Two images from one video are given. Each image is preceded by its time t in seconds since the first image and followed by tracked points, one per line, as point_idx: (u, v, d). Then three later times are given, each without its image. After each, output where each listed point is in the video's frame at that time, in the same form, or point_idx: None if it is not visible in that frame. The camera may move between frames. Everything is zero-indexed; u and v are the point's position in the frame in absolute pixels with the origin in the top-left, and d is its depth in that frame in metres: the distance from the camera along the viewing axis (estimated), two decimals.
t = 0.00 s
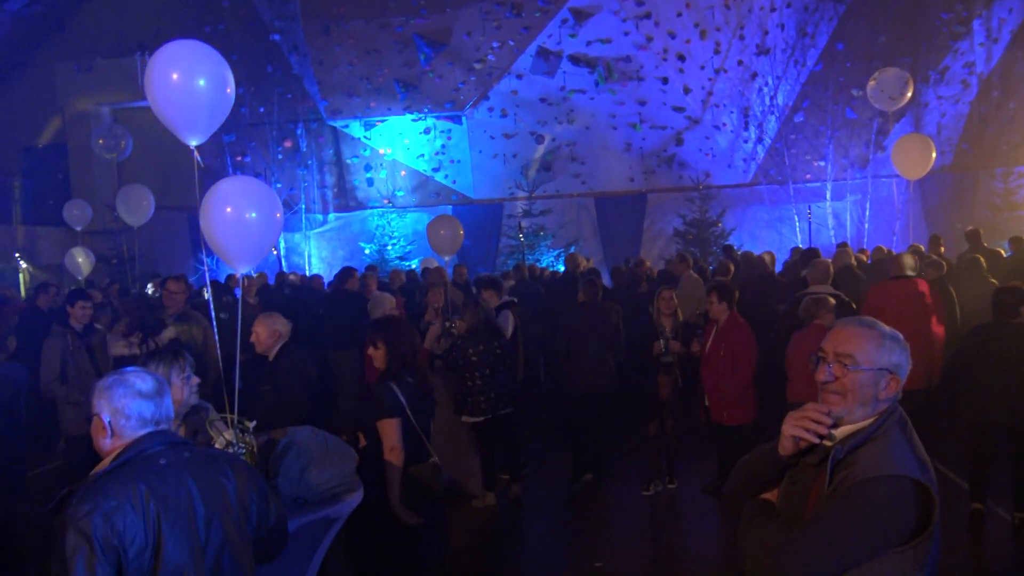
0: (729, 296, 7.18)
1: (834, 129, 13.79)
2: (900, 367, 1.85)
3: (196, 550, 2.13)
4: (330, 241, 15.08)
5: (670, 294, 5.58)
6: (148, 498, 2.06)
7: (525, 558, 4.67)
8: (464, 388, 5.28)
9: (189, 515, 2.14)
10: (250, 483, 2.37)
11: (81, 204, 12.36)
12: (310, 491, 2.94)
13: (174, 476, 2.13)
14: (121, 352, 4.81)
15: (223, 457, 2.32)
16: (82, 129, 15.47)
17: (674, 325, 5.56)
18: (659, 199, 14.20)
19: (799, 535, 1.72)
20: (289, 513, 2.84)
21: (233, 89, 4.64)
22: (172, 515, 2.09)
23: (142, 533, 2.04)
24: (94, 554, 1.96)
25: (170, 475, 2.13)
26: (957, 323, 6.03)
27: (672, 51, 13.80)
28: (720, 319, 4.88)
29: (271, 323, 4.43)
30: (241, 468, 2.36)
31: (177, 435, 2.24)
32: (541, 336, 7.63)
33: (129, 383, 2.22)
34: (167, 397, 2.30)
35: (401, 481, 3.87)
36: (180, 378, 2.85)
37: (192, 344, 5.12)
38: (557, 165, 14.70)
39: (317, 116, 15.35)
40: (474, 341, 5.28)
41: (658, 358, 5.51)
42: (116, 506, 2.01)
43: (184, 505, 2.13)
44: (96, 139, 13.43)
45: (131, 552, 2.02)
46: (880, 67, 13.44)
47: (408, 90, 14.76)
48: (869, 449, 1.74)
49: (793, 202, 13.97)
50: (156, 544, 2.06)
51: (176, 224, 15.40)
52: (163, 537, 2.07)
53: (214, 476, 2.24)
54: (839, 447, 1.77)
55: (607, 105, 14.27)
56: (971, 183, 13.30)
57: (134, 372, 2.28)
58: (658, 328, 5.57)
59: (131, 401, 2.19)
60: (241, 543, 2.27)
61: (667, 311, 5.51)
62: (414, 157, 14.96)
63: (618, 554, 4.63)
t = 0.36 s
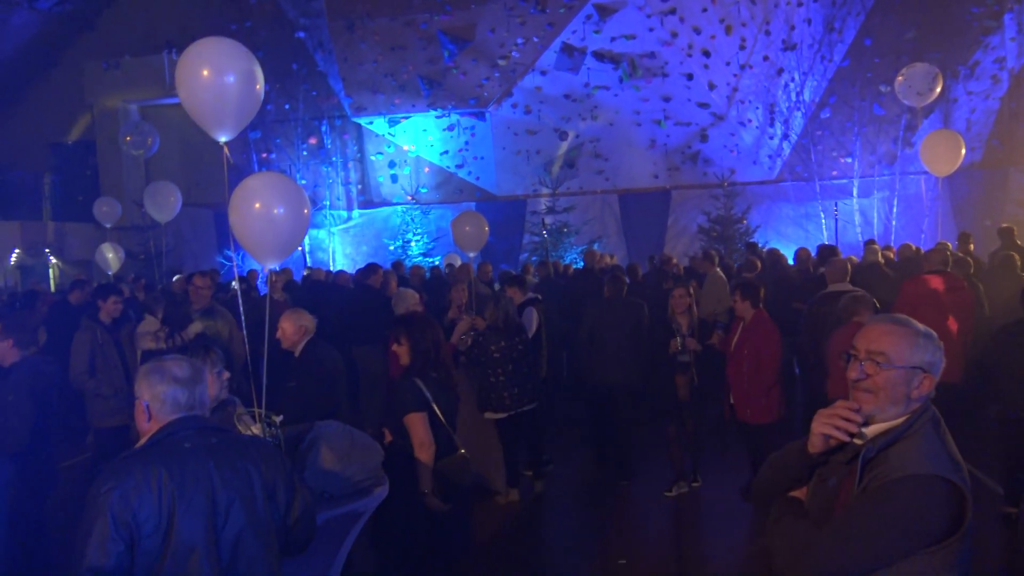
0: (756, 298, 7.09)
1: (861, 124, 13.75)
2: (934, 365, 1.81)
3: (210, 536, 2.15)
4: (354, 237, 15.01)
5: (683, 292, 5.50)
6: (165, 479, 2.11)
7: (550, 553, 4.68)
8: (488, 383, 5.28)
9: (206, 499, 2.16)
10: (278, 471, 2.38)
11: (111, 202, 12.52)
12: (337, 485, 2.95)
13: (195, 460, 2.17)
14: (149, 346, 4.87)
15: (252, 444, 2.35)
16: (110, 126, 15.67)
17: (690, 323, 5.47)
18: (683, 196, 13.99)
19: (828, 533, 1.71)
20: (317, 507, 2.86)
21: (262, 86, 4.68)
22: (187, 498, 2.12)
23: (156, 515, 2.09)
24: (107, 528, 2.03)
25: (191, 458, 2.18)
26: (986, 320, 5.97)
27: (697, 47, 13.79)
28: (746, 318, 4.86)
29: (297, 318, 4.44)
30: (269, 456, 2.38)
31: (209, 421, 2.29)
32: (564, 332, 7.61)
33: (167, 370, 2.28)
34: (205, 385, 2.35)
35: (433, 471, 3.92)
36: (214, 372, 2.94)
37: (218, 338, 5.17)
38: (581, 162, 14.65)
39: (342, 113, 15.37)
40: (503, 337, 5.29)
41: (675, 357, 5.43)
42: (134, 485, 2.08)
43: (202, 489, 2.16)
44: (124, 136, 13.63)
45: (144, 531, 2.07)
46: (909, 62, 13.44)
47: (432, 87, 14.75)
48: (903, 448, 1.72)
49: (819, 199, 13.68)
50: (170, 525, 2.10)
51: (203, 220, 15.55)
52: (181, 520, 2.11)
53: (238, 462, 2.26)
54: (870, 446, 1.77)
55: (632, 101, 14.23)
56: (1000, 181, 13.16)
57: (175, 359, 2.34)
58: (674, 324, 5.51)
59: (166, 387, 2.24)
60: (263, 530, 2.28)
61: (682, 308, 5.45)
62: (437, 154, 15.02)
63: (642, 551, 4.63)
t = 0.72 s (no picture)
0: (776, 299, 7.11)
1: (889, 123, 13.54)
2: (965, 368, 1.79)
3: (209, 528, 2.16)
4: (378, 234, 14.99)
5: (701, 292, 5.41)
6: (166, 467, 2.14)
7: (572, 552, 4.68)
8: (510, 380, 5.27)
9: (207, 490, 2.17)
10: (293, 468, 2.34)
11: (139, 201, 12.65)
12: (363, 480, 2.95)
13: (197, 451, 2.18)
14: (173, 340, 4.91)
15: (265, 436, 2.32)
16: (137, 123, 15.82)
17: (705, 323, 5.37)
18: (708, 194, 13.91)
19: (857, 533, 1.71)
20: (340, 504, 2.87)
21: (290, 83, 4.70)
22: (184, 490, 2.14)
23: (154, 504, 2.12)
24: (108, 512, 2.09)
25: (194, 449, 2.19)
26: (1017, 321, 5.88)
27: (723, 46, 13.82)
28: (769, 317, 4.82)
29: (322, 314, 4.49)
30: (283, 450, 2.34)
31: (223, 414, 2.28)
32: (584, 331, 7.61)
33: (184, 363, 2.28)
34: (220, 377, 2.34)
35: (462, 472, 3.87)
36: (236, 368, 3.05)
37: (243, 333, 5.21)
38: (604, 159, 14.57)
39: (366, 110, 15.37)
40: (523, 335, 5.31)
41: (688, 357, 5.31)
42: (137, 473, 2.12)
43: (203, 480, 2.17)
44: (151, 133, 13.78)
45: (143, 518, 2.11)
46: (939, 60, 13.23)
47: (456, 84, 14.82)
48: (936, 449, 1.70)
49: (845, 198, 13.52)
50: (168, 513, 2.13)
51: (229, 217, 15.67)
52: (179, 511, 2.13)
53: (244, 456, 2.24)
54: (898, 447, 1.74)
55: (657, 99, 14.20)
56: None
57: (193, 352, 2.35)
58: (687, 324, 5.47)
59: (181, 380, 2.24)
60: (268, 525, 2.25)
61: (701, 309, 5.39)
62: (461, 152, 15.03)
63: (664, 552, 4.61)
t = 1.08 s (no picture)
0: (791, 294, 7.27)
1: (915, 122, 13.49)
2: (992, 368, 1.79)
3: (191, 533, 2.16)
4: (401, 234, 15.08)
5: (720, 294, 5.36)
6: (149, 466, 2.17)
7: (592, 551, 4.68)
8: (530, 379, 5.30)
9: (188, 492, 2.18)
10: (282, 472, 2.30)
11: (166, 205, 12.80)
12: (383, 478, 2.93)
13: (179, 454, 2.18)
14: (194, 338, 4.95)
15: (254, 438, 2.29)
16: (163, 122, 15.99)
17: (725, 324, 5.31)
18: (731, 193, 13.84)
19: (888, 538, 1.68)
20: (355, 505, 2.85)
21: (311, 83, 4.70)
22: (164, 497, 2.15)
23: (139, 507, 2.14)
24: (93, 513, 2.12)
25: (178, 449, 2.20)
26: None
27: (746, 43, 13.73)
28: (793, 316, 4.79)
29: (345, 312, 4.50)
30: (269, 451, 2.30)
31: (212, 413, 2.29)
32: (605, 329, 7.60)
33: (171, 362, 2.34)
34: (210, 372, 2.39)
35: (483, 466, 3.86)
36: (252, 365, 3.03)
37: (266, 332, 5.26)
38: (626, 159, 14.52)
39: (389, 109, 15.41)
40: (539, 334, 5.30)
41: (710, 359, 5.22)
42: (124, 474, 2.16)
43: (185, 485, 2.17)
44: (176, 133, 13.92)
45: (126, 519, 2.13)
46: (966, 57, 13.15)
47: (478, 83, 14.76)
48: (965, 452, 1.67)
49: (870, 198, 13.39)
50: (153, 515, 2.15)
51: (253, 215, 15.80)
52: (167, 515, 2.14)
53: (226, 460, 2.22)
54: (927, 448, 1.72)
55: (679, 98, 14.16)
56: None
57: (187, 349, 2.41)
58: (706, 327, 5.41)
59: (167, 378, 2.30)
60: (249, 532, 2.23)
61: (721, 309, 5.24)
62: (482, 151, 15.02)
63: (685, 551, 4.60)
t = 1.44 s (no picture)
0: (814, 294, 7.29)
1: (941, 120, 13.37)
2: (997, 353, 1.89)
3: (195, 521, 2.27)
4: (422, 232, 15.10)
5: (743, 293, 5.23)
6: (150, 456, 2.34)
7: (613, 549, 4.68)
8: (551, 378, 5.29)
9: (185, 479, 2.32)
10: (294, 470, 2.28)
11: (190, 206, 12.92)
12: (406, 475, 2.94)
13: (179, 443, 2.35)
14: (216, 335, 5.00)
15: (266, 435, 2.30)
16: (187, 121, 16.15)
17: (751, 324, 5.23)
18: (752, 193, 13.89)
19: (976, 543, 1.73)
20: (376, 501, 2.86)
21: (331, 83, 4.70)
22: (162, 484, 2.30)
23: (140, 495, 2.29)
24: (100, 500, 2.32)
25: (178, 439, 2.37)
26: None
27: (769, 41, 13.62)
28: (823, 316, 4.76)
29: (367, 311, 4.53)
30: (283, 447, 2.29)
31: (212, 408, 2.48)
32: (626, 328, 7.59)
33: (179, 361, 2.60)
34: (213, 370, 2.63)
35: (501, 464, 3.88)
36: (269, 361, 3.02)
37: (288, 328, 5.29)
38: (648, 157, 14.47)
39: (410, 108, 15.46)
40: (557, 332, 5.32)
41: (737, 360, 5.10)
42: (130, 460, 2.35)
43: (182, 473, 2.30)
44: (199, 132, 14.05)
45: (128, 509, 2.29)
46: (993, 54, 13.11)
47: (499, 82, 14.69)
48: (1006, 444, 1.75)
49: (895, 197, 13.34)
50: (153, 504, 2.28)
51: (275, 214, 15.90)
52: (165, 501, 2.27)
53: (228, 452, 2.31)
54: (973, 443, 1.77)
55: (702, 96, 14.10)
56: None
57: (201, 351, 2.67)
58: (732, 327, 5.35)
59: (174, 375, 2.56)
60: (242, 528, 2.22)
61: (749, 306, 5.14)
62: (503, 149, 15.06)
63: (707, 551, 4.59)
